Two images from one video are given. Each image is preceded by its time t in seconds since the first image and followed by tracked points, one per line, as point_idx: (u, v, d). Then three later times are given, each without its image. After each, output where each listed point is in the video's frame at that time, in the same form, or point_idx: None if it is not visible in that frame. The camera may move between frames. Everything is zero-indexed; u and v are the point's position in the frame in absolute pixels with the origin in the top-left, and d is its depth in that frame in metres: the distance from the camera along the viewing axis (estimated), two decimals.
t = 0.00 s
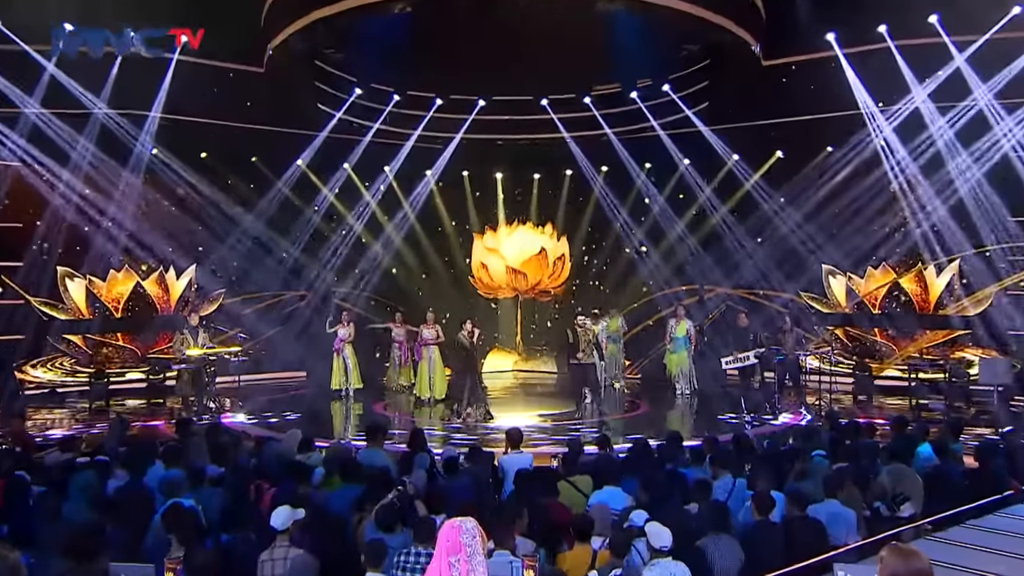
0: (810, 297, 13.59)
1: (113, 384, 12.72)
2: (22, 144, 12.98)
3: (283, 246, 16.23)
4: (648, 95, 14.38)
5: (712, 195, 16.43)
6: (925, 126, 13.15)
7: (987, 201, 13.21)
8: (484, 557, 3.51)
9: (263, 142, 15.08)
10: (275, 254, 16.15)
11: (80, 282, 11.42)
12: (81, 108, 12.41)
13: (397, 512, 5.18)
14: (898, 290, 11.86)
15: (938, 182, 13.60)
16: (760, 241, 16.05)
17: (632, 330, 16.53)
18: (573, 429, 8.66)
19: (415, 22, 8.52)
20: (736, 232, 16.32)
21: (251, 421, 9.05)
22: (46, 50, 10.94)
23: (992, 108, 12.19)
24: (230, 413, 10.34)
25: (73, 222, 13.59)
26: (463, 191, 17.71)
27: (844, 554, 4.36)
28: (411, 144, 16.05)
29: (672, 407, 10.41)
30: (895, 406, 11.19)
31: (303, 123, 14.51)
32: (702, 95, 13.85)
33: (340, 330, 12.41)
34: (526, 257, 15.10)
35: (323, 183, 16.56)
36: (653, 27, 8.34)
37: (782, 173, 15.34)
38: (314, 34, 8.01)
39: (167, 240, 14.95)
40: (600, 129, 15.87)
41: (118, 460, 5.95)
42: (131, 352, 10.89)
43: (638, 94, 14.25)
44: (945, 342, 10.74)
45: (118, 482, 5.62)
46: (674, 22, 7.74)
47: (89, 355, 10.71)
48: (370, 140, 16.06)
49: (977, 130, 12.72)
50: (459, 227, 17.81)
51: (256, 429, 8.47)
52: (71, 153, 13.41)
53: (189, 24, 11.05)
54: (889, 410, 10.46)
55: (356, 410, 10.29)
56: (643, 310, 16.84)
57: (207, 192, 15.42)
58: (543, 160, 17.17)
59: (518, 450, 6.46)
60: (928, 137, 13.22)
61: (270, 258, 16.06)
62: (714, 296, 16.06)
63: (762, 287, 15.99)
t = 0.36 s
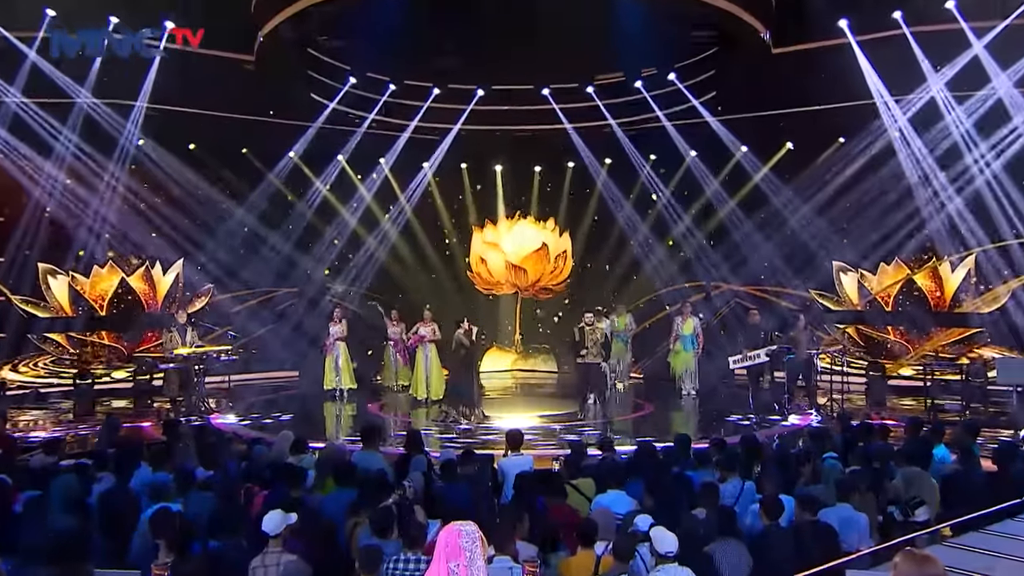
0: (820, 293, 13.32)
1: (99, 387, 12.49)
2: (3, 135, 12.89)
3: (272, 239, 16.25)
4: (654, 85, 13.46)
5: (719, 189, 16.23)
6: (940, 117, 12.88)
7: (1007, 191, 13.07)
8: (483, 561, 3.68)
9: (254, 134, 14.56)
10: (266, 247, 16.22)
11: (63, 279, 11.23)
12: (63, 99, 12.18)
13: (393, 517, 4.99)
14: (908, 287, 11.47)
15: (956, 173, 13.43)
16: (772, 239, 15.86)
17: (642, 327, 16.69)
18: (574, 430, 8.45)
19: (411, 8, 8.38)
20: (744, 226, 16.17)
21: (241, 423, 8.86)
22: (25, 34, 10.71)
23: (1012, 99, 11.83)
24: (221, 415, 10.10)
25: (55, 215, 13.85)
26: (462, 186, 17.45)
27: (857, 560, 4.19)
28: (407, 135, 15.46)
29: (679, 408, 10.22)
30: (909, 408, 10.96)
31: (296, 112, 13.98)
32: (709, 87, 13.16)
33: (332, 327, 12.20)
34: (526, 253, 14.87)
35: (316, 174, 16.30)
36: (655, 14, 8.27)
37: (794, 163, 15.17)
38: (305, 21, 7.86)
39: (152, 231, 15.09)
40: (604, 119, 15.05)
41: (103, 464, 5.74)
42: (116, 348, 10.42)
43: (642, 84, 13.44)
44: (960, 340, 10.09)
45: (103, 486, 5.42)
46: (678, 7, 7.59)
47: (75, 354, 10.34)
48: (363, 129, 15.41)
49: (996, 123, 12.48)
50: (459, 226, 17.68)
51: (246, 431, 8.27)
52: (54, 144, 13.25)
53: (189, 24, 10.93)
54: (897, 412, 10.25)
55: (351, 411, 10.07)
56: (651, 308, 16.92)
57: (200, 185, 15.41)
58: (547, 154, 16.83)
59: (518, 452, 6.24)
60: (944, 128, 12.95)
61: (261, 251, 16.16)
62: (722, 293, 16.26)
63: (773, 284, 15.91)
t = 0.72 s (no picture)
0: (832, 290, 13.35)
1: (82, 388, 12.23)
2: None
3: (262, 233, 15.49)
4: (659, 74, 13.76)
5: (727, 181, 15.85)
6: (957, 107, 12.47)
7: None
8: (482, 568, 3.48)
9: (254, 123, 14.51)
10: (257, 241, 15.44)
11: (46, 276, 12.17)
12: (47, 87, 11.89)
13: (389, 520, 4.81)
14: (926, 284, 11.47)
15: (973, 164, 12.80)
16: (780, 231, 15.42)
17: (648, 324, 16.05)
18: (574, 432, 8.28)
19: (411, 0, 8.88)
20: (754, 221, 15.70)
21: (232, 424, 8.66)
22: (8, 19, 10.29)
23: None
24: (211, 416, 9.87)
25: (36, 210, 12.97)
26: (460, 180, 16.97)
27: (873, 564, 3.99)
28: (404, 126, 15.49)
29: (684, 408, 10.05)
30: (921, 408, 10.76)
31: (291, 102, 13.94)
32: (716, 74, 13.23)
33: (325, 324, 12.02)
34: (527, 250, 14.68)
35: (308, 166, 15.83)
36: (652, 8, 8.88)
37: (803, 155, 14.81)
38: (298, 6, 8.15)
39: (136, 225, 13.96)
40: (609, 110, 15.18)
41: (88, 466, 5.54)
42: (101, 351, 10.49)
43: (647, 73, 13.73)
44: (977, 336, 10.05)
45: (86, 489, 5.22)
46: None
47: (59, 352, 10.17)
48: (361, 121, 15.55)
49: (1015, 111, 12.01)
50: (458, 223, 17.01)
51: (237, 432, 8.08)
52: (36, 136, 12.85)
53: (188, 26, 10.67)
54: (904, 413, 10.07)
55: (344, 412, 9.87)
56: (658, 304, 16.28)
57: (187, 177, 14.57)
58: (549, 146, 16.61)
59: (518, 455, 6.04)
60: (961, 118, 12.54)
61: (252, 246, 15.39)
62: (729, 289, 15.69)
63: (782, 280, 15.37)
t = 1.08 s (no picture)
0: (843, 289, 13.47)
1: (65, 388, 12.01)
2: None
3: (252, 227, 15.34)
4: (666, 61, 13.07)
5: (736, 173, 15.39)
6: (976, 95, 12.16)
7: None
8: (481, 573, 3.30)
9: (248, 114, 14.08)
10: (250, 234, 15.33)
11: (25, 272, 10.93)
12: (24, 74, 11.45)
13: (384, 524, 4.63)
14: (939, 280, 11.21)
15: (992, 155, 12.61)
16: (790, 224, 15.10)
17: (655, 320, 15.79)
18: (576, 434, 8.07)
19: None
20: (763, 213, 15.36)
21: (222, 425, 8.48)
22: None
23: None
24: (202, 416, 9.65)
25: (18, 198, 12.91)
26: (459, 171, 16.43)
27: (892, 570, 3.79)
28: (400, 116, 14.96)
29: (689, 408, 9.86)
30: (937, 409, 10.55)
31: (278, 84, 13.23)
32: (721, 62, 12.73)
33: (319, 322, 11.85)
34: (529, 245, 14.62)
35: (301, 157, 15.47)
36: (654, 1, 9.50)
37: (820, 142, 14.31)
38: None
39: (127, 224, 14.09)
40: (612, 99, 14.60)
41: (71, 468, 5.36)
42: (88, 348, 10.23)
43: (653, 60, 13.07)
44: (993, 335, 9.95)
45: (70, 492, 5.04)
46: None
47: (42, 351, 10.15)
48: (352, 110, 14.95)
49: None
50: (457, 217, 16.53)
51: (227, 433, 7.90)
52: (18, 125, 12.54)
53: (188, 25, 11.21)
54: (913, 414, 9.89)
55: (338, 412, 9.67)
56: (662, 302, 16.01)
57: (176, 171, 14.44)
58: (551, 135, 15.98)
59: (519, 457, 5.84)
60: (979, 108, 12.25)
61: (239, 243, 15.22)
62: (737, 285, 15.42)
63: (792, 275, 15.10)
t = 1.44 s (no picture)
0: (859, 286, 13.13)
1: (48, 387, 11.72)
2: None
3: (243, 221, 14.57)
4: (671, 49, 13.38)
5: (745, 164, 14.57)
6: (996, 81, 11.71)
7: None
8: None
9: (241, 100, 13.93)
10: (238, 230, 14.50)
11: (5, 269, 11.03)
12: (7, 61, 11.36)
13: (379, 530, 4.43)
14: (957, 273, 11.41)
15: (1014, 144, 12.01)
16: (806, 218, 14.22)
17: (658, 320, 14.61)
18: (578, 435, 7.89)
19: None
20: (774, 205, 14.47)
21: (211, 427, 8.28)
22: None
23: None
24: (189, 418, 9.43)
25: None
26: (458, 161, 15.82)
27: None
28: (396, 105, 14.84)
29: (694, 410, 9.67)
30: (955, 411, 10.32)
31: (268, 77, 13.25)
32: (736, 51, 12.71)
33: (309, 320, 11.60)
34: (529, 238, 14.29)
35: (291, 148, 14.86)
36: None
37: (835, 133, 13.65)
38: None
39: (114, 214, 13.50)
40: (617, 86, 14.52)
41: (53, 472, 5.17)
42: (69, 347, 10.60)
43: (659, 47, 13.37)
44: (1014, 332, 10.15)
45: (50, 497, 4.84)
46: None
47: (22, 352, 10.43)
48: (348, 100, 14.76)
49: None
50: (455, 210, 15.88)
51: (216, 436, 7.69)
52: None
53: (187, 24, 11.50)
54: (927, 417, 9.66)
55: (332, 414, 9.46)
56: (666, 298, 15.06)
57: (162, 161, 13.83)
58: (550, 125, 15.58)
59: (520, 459, 5.67)
60: (1001, 95, 11.75)
61: (227, 239, 14.41)
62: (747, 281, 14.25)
63: (808, 273, 14.16)
